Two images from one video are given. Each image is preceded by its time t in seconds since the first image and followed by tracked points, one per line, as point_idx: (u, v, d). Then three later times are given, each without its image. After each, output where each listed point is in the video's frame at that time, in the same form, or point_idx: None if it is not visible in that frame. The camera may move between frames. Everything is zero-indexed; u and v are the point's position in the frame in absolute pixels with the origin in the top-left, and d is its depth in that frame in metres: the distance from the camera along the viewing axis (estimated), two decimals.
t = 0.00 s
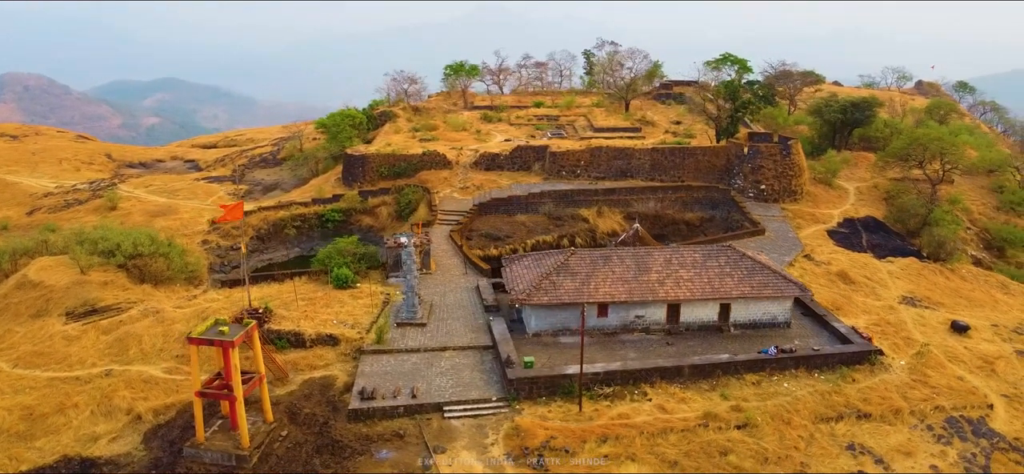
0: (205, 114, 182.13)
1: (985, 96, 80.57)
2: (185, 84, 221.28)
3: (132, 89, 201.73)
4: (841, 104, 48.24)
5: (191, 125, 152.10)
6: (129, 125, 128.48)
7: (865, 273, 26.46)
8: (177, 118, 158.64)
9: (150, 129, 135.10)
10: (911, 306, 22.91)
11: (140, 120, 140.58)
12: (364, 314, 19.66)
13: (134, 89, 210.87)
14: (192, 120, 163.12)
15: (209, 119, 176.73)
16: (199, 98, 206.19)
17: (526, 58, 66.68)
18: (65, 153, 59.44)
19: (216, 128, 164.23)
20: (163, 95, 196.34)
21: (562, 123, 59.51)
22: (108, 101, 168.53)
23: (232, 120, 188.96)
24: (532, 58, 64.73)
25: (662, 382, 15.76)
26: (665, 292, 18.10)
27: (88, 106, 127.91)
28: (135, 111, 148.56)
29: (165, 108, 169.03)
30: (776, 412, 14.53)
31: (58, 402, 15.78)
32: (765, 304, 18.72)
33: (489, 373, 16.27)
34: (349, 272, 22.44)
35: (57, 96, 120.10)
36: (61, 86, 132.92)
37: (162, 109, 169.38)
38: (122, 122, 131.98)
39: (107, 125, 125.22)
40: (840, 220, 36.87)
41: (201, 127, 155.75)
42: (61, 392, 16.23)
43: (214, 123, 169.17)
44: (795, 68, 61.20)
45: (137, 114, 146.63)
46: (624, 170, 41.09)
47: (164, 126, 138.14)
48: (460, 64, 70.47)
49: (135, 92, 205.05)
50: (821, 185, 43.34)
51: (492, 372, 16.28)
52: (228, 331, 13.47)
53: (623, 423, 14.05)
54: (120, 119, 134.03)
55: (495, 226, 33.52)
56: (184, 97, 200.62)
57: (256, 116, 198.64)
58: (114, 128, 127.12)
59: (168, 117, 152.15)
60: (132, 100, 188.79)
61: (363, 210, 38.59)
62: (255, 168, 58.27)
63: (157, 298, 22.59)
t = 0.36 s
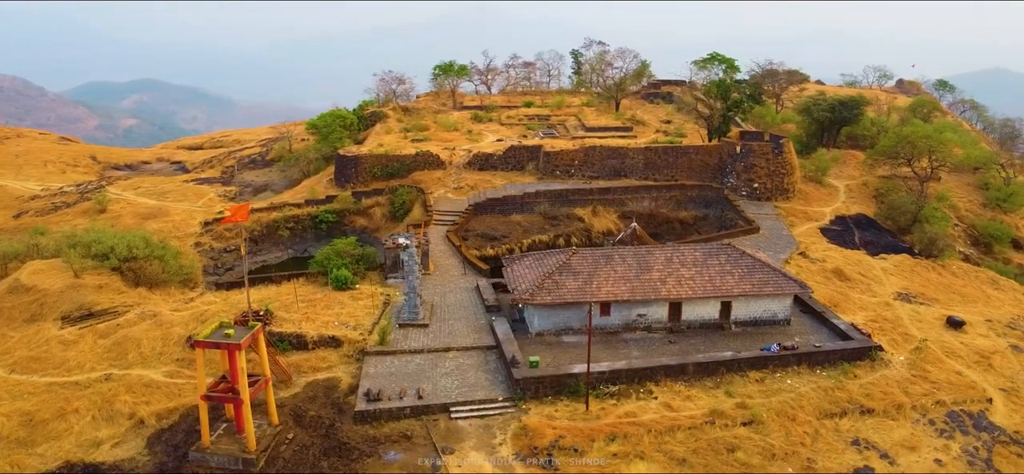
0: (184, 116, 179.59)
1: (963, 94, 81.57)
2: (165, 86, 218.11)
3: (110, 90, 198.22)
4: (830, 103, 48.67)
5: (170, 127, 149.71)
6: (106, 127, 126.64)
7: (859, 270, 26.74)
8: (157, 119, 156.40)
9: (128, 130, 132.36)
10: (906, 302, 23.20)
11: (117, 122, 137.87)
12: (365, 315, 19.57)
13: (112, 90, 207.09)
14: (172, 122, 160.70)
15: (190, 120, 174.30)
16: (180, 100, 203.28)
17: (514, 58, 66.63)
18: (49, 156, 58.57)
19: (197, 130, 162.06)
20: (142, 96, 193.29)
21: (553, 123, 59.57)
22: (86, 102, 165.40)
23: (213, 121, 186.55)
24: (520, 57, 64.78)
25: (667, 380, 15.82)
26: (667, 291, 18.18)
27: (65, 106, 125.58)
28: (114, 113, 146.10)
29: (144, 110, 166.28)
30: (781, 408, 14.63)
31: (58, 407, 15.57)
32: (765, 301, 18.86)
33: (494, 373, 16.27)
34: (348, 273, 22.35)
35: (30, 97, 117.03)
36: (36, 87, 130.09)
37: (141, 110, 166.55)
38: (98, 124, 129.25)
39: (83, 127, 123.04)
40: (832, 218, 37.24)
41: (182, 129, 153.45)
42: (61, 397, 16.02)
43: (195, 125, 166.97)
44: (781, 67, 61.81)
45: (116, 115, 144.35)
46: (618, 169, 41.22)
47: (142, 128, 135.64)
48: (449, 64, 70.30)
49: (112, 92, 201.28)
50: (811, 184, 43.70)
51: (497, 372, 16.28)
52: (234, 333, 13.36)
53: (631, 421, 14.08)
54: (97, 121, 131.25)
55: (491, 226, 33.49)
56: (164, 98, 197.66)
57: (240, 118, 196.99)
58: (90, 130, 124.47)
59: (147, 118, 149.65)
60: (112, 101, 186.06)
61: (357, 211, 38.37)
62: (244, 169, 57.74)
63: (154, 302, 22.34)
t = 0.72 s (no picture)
0: (166, 117, 177.63)
1: (944, 92, 82.25)
2: (146, 87, 215.13)
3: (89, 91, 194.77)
4: (819, 102, 49.11)
5: (151, 128, 147.50)
6: (85, 128, 124.95)
7: (854, 267, 27.02)
8: (140, 121, 154.58)
9: (107, 132, 130.03)
10: (901, 298, 23.48)
11: (96, 123, 135.51)
12: (366, 316, 19.50)
13: (91, 91, 203.47)
14: (153, 123, 158.30)
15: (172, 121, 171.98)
16: (162, 101, 200.90)
17: (503, 58, 66.49)
18: (33, 158, 57.72)
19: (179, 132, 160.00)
20: (123, 96, 190.35)
21: (544, 123, 59.65)
22: (64, 104, 162.34)
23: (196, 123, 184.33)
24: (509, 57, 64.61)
25: (671, 378, 15.90)
26: (669, 289, 18.27)
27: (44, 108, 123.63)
28: (94, 114, 143.69)
29: (125, 110, 163.69)
30: (786, 405, 14.75)
31: (58, 413, 15.37)
32: (766, 299, 19.00)
33: (499, 373, 16.27)
34: (347, 274, 22.25)
35: (6, 98, 114.93)
36: (12, 88, 127.36)
37: (123, 111, 164.58)
38: (76, 125, 126.86)
39: (62, 128, 121.22)
40: (824, 216, 37.63)
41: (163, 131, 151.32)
42: (61, 402, 15.82)
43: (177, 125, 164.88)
44: (769, 67, 62.30)
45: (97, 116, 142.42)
46: (611, 168, 41.35)
47: (122, 127, 133.03)
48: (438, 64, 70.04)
49: (91, 93, 197.96)
50: (802, 182, 44.09)
51: (502, 372, 16.28)
52: (240, 336, 13.29)
53: (638, 420, 14.14)
54: (76, 122, 129.07)
55: (486, 226, 33.47)
56: (145, 99, 194.97)
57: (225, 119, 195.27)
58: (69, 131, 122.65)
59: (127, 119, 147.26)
60: (92, 102, 183.62)
61: (351, 212, 38.24)
62: (234, 170, 57.26)
63: (150, 305, 22.11)
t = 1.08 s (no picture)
0: (149, 118, 175.44)
1: (923, 90, 83.06)
2: (128, 88, 212.27)
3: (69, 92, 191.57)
4: (808, 101, 49.50)
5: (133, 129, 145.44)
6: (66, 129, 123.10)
7: (848, 264, 27.30)
8: (123, 121, 152.67)
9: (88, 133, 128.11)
10: (896, 295, 23.76)
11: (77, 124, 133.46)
12: (368, 318, 19.43)
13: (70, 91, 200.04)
14: (134, 123, 155.98)
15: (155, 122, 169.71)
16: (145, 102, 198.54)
17: (491, 58, 66.45)
18: (17, 160, 56.86)
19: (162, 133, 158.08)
20: (104, 97, 187.49)
21: (535, 123, 59.70)
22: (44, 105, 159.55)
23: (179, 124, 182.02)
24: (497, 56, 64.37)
25: (676, 376, 15.99)
26: (671, 288, 18.37)
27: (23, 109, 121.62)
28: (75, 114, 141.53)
29: (106, 111, 161.10)
30: (790, 401, 14.87)
31: (59, 418, 15.17)
32: (766, 296, 19.16)
33: (504, 373, 16.30)
34: (347, 276, 22.17)
35: None
36: None
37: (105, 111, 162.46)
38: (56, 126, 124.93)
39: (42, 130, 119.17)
40: (816, 213, 37.98)
41: (146, 132, 149.33)
42: (61, 408, 15.61)
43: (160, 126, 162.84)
44: (757, 66, 62.74)
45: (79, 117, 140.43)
46: (605, 168, 41.49)
47: (102, 128, 130.44)
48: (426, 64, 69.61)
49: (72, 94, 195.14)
50: (793, 180, 44.46)
51: (507, 372, 16.30)
52: (247, 339, 13.20)
53: (645, 418, 14.20)
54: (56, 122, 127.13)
55: (483, 226, 33.48)
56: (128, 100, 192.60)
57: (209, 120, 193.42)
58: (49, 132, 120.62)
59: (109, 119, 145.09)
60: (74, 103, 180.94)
61: (345, 213, 38.08)
62: (223, 171, 56.76)
63: (147, 308, 21.88)
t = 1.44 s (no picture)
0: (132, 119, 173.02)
1: (906, 89, 84.01)
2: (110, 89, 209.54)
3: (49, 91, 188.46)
4: (798, 100, 49.81)
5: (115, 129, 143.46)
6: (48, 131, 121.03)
7: (844, 261, 27.57)
8: (105, 122, 150.59)
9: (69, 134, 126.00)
10: (892, 291, 24.03)
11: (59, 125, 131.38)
12: (370, 319, 19.36)
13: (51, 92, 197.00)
14: (117, 124, 153.88)
15: (138, 122, 167.76)
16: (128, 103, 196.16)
17: (481, 58, 66.43)
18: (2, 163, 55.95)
19: (146, 133, 156.08)
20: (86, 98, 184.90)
21: (527, 123, 59.75)
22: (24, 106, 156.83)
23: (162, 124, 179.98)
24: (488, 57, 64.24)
25: (681, 374, 16.07)
26: (673, 286, 18.46)
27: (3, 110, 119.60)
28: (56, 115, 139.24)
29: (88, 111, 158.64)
30: (795, 398, 14.99)
31: (60, 424, 14.98)
32: (767, 294, 19.30)
33: (509, 373, 16.31)
34: (347, 277, 22.09)
35: None
36: None
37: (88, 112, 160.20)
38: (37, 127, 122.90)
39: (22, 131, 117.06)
40: (809, 212, 38.31)
41: (129, 132, 147.23)
42: (62, 413, 15.41)
43: (143, 126, 160.87)
44: (746, 66, 63.08)
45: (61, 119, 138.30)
46: (600, 167, 41.59)
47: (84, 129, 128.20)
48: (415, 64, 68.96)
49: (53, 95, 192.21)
50: (784, 179, 44.80)
51: (513, 373, 16.32)
52: (254, 342, 13.14)
53: (653, 417, 14.26)
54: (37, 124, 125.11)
55: (479, 226, 33.48)
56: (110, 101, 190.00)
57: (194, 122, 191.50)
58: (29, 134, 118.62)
59: (90, 119, 143.01)
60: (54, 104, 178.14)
61: (340, 214, 37.91)
62: (213, 173, 56.24)
63: (145, 312, 21.65)
